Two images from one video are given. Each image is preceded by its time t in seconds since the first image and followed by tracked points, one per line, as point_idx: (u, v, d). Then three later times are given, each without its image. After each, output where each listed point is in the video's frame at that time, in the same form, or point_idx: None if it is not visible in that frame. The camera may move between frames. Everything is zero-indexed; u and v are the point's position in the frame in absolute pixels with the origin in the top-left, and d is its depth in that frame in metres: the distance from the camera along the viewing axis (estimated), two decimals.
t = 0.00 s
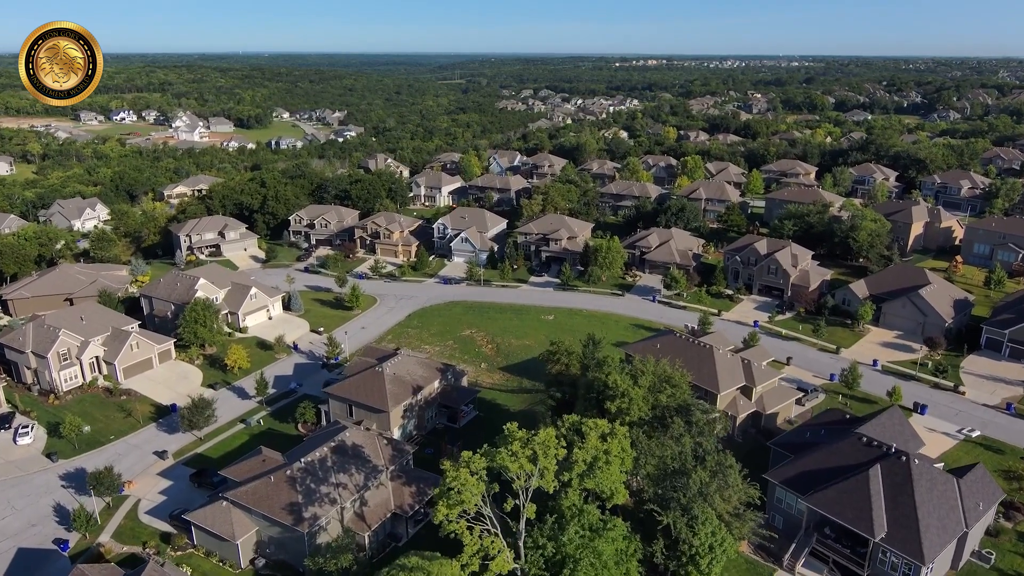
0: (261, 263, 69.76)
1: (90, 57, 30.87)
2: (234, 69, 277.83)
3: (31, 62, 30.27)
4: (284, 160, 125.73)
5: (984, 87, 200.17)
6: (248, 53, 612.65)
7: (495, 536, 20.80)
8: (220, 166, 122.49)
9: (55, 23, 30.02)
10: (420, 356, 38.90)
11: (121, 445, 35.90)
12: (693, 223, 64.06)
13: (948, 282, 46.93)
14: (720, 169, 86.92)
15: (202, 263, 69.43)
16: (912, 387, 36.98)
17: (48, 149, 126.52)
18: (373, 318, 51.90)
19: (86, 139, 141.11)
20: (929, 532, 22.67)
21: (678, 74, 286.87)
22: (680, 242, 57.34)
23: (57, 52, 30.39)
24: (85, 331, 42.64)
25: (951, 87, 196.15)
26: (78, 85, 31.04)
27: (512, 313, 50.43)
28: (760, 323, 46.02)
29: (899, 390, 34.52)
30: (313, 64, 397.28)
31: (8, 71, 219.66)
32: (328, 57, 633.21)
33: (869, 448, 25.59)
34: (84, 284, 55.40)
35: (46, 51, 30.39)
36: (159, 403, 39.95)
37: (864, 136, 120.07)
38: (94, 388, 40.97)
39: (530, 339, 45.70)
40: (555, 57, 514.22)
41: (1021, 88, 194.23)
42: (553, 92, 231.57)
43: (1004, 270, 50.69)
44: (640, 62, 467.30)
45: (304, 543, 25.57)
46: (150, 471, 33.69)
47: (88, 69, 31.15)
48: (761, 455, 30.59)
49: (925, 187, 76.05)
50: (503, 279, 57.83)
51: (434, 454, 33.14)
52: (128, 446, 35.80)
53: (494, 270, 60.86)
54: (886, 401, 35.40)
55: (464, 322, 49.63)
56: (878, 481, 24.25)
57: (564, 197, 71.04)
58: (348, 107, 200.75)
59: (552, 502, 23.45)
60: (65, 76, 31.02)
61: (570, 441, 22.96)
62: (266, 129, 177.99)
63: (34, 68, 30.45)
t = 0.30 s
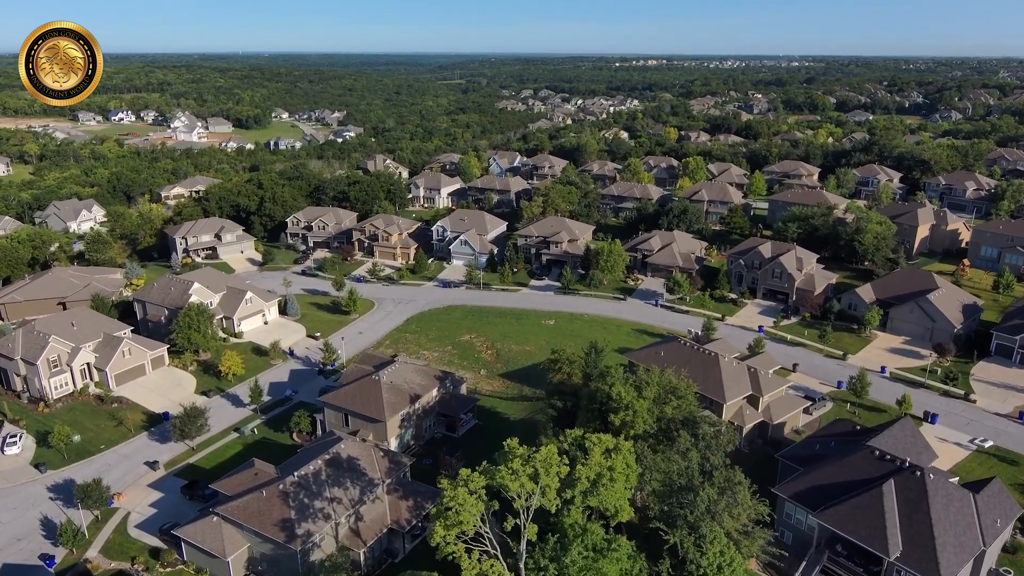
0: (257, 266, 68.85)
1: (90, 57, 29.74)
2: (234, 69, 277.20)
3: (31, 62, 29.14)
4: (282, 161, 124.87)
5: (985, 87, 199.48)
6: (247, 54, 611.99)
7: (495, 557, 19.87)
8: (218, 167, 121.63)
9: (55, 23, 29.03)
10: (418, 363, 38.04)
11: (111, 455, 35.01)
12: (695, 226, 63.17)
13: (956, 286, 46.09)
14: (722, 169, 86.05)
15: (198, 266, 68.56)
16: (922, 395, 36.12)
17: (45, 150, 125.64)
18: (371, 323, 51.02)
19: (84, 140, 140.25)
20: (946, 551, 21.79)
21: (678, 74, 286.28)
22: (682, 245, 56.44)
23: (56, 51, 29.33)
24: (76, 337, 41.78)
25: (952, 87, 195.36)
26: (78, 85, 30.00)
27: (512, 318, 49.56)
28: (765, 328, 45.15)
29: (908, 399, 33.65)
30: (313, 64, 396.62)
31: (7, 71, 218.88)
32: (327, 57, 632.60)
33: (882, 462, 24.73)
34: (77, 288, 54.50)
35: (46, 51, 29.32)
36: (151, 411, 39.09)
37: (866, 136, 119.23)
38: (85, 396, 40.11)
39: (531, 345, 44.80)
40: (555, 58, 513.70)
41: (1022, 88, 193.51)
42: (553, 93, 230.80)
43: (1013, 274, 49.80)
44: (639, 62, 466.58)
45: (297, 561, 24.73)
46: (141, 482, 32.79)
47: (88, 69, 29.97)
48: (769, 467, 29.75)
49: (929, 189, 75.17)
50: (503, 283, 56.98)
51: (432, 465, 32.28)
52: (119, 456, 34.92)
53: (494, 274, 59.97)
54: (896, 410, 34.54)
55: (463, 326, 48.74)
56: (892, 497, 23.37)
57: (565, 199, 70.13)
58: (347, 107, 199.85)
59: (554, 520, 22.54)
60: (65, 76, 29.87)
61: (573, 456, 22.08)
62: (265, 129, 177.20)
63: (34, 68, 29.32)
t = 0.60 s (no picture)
0: (253, 269, 68.07)
1: (90, 56, 28.91)
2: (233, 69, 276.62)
3: (31, 62, 28.24)
4: (280, 162, 124.09)
5: (986, 87, 199.08)
6: (246, 53, 610.96)
7: None
8: (216, 168, 120.86)
9: (56, 23, 28.24)
10: (415, 370, 37.28)
11: (102, 465, 34.21)
12: (697, 228, 62.39)
13: (962, 290, 45.36)
14: (723, 170, 85.31)
15: (194, 268, 67.76)
16: (930, 402, 35.39)
17: (42, 150, 124.79)
18: (368, 328, 50.24)
19: (81, 140, 139.49)
20: (961, 568, 20.98)
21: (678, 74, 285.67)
22: (684, 247, 55.67)
23: (56, 51, 28.46)
24: (67, 343, 40.99)
25: (952, 87, 194.70)
26: (78, 86, 29.16)
27: (512, 322, 48.77)
28: (768, 333, 44.39)
29: (917, 407, 32.91)
30: (312, 65, 395.96)
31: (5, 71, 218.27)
32: (327, 57, 632.02)
33: (893, 475, 24.00)
34: (70, 292, 53.66)
35: (46, 51, 28.46)
36: (143, 419, 38.30)
37: (867, 137, 118.55)
38: (76, 403, 39.32)
39: (531, 350, 44.01)
40: (554, 58, 512.87)
41: (1022, 88, 193.12)
42: (552, 93, 230.12)
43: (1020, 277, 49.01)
44: (638, 62, 465.97)
45: None
46: (131, 493, 32.01)
47: (88, 70, 29.10)
48: (776, 477, 29.03)
49: (933, 190, 74.42)
50: (502, 286, 56.24)
51: (430, 476, 31.52)
52: (109, 466, 34.12)
53: (493, 277, 59.18)
54: (903, 418, 33.80)
55: (462, 331, 47.95)
56: (904, 511, 22.61)
57: (565, 200, 69.35)
58: (346, 108, 199.08)
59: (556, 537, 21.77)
60: (65, 76, 28.98)
61: (575, 472, 21.31)
62: (263, 129, 176.40)
63: (34, 68, 28.43)
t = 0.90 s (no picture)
0: (246, 272, 67.05)
1: (91, 56, 28.84)
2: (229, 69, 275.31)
3: (31, 62, 28.20)
4: (275, 163, 122.97)
5: (982, 87, 198.94)
6: (242, 54, 608.75)
7: None
8: (209, 169, 119.68)
9: (56, 23, 28.15)
10: (409, 378, 36.34)
11: (86, 477, 33.22)
12: (695, 230, 61.61)
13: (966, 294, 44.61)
14: (721, 171, 84.60)
15: (185, 272, 66.69)
16: (936, 410, 34.63)
17: (34, 151, 123.39)
18: (361, 333, 49.29)
19: (74, 141, 138.14)
20: None
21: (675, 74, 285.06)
22: (682, 250, 54.88)
23: (57, 51, 28.39)
24: (52, 351, 39.99)
25: (949, 87, 194.33)
26: (78, 86, 29.08)
27: (508, 328, 47.88)
28: (769, 338, 43.61)
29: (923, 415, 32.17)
30: (307, 65, 394.48)
31: None
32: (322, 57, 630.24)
33: (904, 491, 23.21)
34: (58, 297, 52.59)
35: (46, 51, 28.38)
36: (130, 428, 37.33)
37: (865, 137, 118.02)
38: (61, 412, 38.32)
39: (528, 356, 43.11)
40: (551, 58, 511.83)
41: (1018, 88, 192.97)
42: (549, 93, 229.27)
43: None
44: (634, 63, 465.45)
45: None
46: (116, 507, 31.01)
47: (88, 69, 29.03)
48: (780, 490, 28.23)
49: (933, 192, 73.74)
50: (499, 290, 55.35)
51: (424, 488, 30.63)
52: (94, 479, 33.13)
53: (490, 280, 58.31)
54: (909, 427, 33.05)
55: (457, 336, 47.02)
56: (916, 529, 21.81)
57: (562, 202, 68.46)
58: (341, 108, 197.86)
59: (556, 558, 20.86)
60: (65, 76, 28.91)
61: (575, 490, 20.44)
62: (258, 130, 175.09)
63: (34, 68, 28.36)
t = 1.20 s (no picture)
0: (235, 275, 65.98)
1: (91, 57, 28.81)
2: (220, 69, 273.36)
3: (31, 62, 28.18)
4: (266, 164, 121.64)
5: (973, 87, 199.58)
6: (233, 54, 605.27)
7: None
8: (199, 170, 118.29)
9: (56, 23, 28.11)
10: (401, 386, 35.48)
11: (67, 490, 32.20)
12: (690, 232, 60.99)
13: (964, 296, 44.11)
14: (715, 172, 84.09)
15: (173, 275, 65.56)
16: (937, 416, 34.04)
17: (20, 152, 121.59)
18: (352, 338, 48.39)
19: (62, 142, 136.36)
20: None
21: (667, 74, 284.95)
22: (678, 252, 54.24)
23: (56, 51, 28.36)
24: (33, 359, 38.93)
25: (941, 87, 194.76)
26: (78, 85, 29.04)
27: (502, 332, 47.08)
28: (766, 342, 42.98)
29: (923, 422, 31.61)
30: (299, 65, 392.65)
31: None
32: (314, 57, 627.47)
33: (909, 503, 22.55)
34: (42, 302, 51.41)
35: (46, 51, 28.37)
36: (113, 439, 36.32)
37: (858, 137, 117.84)
38: (43, 423, 37.25)
39: (522, 362, 42.29)
40: (544, 58, 511.27)
41: (1009, 88, 193.63)
42: (541, 93, 228.55)
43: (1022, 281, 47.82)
44: (626, 62, 466.17)
45: None
46: (97, 522, 30.03)
47: (88, 69, 28.99)
48: (781, 501, 27.56)
49: (927, 192, 73.38)
50: (492, 294, 54.53)
51: (416, 500, 29.82)
52: (75, 492, 32.11)
53: (483, 283, 57.51)
54: (910, 434, 32.47)
55: (450, 342, 46.17)
56: (923, 543, 21.12)
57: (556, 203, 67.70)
58: (333, 108, 196.47)
59: None
60: (65, 76, 28.87)
61: (572, 508, 19.68)
62: (249, 130, 173.62)
63: (34, 68, 28.35)
